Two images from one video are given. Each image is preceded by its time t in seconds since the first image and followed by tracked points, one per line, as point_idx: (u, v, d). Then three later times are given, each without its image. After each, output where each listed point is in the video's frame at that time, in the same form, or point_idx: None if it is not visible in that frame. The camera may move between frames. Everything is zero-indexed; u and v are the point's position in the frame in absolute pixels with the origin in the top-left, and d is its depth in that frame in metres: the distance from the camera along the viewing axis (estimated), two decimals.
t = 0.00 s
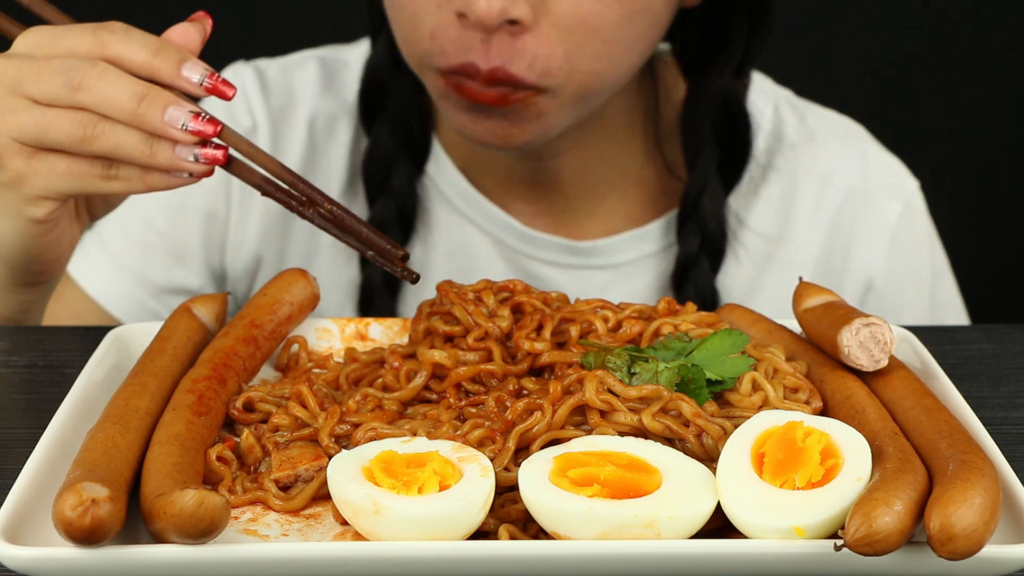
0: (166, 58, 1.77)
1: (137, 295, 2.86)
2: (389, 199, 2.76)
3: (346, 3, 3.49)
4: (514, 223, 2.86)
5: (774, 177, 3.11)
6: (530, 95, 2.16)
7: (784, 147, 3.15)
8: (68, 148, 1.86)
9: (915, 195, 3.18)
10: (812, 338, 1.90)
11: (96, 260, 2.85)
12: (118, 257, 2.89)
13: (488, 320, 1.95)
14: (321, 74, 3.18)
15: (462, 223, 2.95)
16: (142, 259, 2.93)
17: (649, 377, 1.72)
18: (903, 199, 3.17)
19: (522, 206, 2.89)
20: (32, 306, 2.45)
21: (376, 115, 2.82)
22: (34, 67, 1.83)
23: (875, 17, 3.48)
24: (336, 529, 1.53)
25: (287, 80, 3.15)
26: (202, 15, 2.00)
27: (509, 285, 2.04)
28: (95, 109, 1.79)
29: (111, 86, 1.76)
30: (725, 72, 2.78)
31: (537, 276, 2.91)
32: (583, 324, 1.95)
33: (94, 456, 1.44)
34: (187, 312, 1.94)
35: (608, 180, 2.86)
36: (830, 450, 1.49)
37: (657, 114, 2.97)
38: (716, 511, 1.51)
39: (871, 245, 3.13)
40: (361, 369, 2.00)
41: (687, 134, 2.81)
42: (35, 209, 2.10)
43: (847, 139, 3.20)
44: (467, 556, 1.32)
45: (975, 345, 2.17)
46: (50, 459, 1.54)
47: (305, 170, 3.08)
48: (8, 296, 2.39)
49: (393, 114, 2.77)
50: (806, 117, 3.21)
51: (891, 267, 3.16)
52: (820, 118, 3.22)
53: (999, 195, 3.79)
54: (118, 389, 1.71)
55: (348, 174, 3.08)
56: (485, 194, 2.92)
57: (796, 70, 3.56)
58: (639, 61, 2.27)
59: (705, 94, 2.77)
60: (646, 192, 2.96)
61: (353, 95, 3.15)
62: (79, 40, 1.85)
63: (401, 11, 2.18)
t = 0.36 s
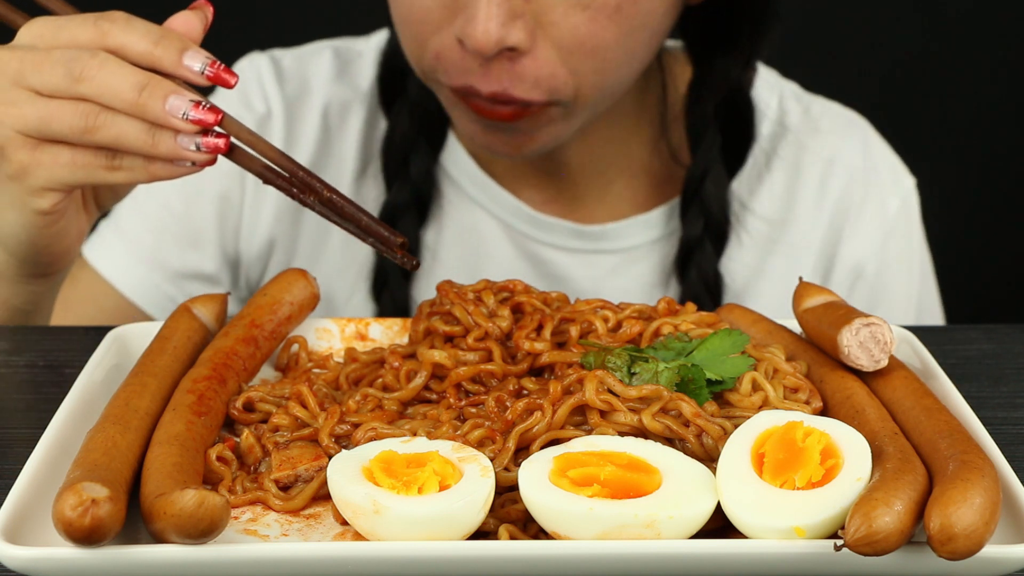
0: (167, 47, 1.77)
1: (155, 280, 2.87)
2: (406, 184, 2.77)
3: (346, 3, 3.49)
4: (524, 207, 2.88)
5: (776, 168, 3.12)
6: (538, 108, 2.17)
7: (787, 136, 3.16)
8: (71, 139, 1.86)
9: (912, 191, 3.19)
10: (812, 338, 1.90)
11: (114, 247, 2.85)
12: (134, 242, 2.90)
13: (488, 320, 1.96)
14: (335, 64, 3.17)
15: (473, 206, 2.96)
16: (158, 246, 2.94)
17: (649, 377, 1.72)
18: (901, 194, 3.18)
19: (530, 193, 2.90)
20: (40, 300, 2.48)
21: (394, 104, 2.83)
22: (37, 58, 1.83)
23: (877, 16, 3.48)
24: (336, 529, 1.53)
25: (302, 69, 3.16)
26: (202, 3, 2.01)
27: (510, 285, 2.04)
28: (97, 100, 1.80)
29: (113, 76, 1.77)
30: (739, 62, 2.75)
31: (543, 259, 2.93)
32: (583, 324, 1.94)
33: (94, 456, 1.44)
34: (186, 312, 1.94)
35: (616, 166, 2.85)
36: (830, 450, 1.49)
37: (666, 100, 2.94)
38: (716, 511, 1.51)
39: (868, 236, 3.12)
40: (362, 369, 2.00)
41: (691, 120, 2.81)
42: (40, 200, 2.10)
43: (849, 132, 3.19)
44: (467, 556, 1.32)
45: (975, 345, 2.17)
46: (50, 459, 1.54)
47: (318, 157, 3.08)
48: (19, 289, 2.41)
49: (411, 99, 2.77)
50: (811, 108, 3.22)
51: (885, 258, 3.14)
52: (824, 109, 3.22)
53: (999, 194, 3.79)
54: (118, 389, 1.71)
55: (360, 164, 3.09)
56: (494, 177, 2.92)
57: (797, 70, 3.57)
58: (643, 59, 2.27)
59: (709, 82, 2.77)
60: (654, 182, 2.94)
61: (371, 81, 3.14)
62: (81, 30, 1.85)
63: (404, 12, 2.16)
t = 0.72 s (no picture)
0: (184, 53, 1.81)
1: (143, 294, 2.94)
2: (394, 205, 2.77)
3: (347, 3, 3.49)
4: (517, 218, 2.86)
5: (772, 172, 3.12)
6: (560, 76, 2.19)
7: (782, 141, 3.16)
8: (85, 142, 1.90)
9: (908, 193, 3.20)
10: (812, 338, 1.90)
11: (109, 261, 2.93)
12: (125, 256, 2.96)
13: (488, 320, 1.96)
14: (325, 73, 3.18)
15: (464, 218, 2.93)
16: (150, 260, 2.99)
17: (649, 377, 1.72)
18: (897, 197, 3.18)
19: (525, 201, 2.89)
20: (49, 303, 2.49)
21: (377, 124, 2.82)
22: (54, 61, 1.88)
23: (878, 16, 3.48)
24: (336, 529, 1.53)
25: (291, 79, 3.16)
26: (220, 11, 2.01)
27: (509, 285, 2.04)
28: (112, 102, 1.83)
29: (130, 79, 1.81)
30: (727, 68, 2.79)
31: (538, 271, 2.91)
32: (583, 324, 1.94)
33: (94, 456, 1.44)
34: (186, 312, 1.94)
35: (611, 175, 2.86)
36: (830, 450, 1.49)
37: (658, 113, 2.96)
38: (716, 511, 1.51)
39: (865, 236, 3.12)
40: (362, 369, 2.00)
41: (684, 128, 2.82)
42: (51, 203, 2.13)
43: (847, 137, 3.21)
44: (468, 555, 1.32)
45: (975, 345, 2.17)
46: (50, 459, 1.54)
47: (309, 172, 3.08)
48: (26, 297, 2.42)
49: (395, 119, 2.79)
50: (805, 112, 3.22)
51: (881, 259, 3.14)
52: (819, 113, 3.23)
53: (999, 195, 3.80)
54: (118, 388, 1.71)
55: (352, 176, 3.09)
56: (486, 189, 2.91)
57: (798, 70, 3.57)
58: (642, 60, 2.27)
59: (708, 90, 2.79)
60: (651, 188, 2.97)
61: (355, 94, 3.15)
62: (98, 36, 1.89)
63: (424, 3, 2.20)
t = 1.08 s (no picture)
0: (193, 60, 1.82)
1: (142, 296, 2.94)
2: (392, 202, 2.78)
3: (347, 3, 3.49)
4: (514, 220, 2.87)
5: (769, 175, 3.12)
6: (563, 63, 2.18)
7: (780, 144, 3.16)
8: (93, 147, 1.93)
9: (905, 199, 3.21)
10: (812, 338, 1.90)
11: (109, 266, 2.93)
12: (127, 261, 2.96)
13: (488, 320, 1.96)
14: (323, 74, 3.18)
15: (461, 218, 2.94)
16: (150, 262, 3.00)
17: (649, 377, 1.73)
18: (894, 202, 3.19)
19: (523, 202, 2.89)
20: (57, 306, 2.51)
21: (375, 121, 2.83)
22: (65, 67, 1.92)
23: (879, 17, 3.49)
24: (336, 529, 1.53)
25: (288, 81, 3.16)
26: (230, 19, 2.01)
27: (509, 285, 2.04)
28: (121, 108, 1.86)
29: (138, 85, 1.83)
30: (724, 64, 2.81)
31: (534, 273, 2.91)
32: (583, 324, 1.94)
33: (94, 456, 1.44)
34: (187, 312, 1.94)
35: (609, 176, 2.86)
36: (830, 450, 1.49)
37: (656, 111, 2.97)
38: (716, 511, 1.51)
39: (862, 240, 3.13)
40: (362, 369, 2.00)
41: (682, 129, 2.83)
42: (58, 209, 2.15)
43: (844, 139, 3.21)
44: (468, 555, 1.32)
45: (975, 345, 2.17)
46: (50, 459, 1.54)
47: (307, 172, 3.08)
48: (31, 300, 2.44)
49: (394, 117, 2.80)
50: (804, 115, 3.22)
51: (877, 264, 3.15)
52: (818, 117, 3.23)
53: (999, 194, 3.80)
54: (118, 388, 1.71)
55: (350, 175, 3.09)
56: (483, 189, 2.91)
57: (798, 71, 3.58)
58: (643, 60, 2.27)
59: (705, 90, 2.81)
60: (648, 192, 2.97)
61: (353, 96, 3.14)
62: (110, 43, 1.93)
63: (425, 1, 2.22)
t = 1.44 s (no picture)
0: (189, 60, 1.83)
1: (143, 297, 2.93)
2: (392, 201, 2.78)
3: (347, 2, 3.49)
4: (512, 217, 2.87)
5: (768, 169, 3.12)
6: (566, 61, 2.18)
7: (777, 139, 3.16)
8: (89, 147, 1.93)
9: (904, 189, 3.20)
10: (812, 338, 1.89)
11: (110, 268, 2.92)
12: (128, 262, 2.96)
13: (488, 320, 1.96)
14: (321, 75, 3.18)
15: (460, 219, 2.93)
16: (150, 262, 2.99)
17: (649, 377, 1.73)
18: (892, 193, 3.19)
19: (522, 200, 2.89)
20: (53, 309, 2.51)
21: (375, 119, 2.82)
22: (62, 67, 1.92)
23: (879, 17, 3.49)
24: (336, 529, 1.53)
25: (287, 83, 3.16)
26: (227, 20, 2.01)
27: (509, 285, 2.04)
28: (116, 107, 1.86)
29: (134, 84, 1.83)
30: (722, 65, 2.82)
31: (532, 270, 2.90)
32: (583, 324, 1.94)
33: (94, 456, 1.44)
34: (186, 312, 1.94)
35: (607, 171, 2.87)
36: (830, 450, 1.49)
37: (655, 109, 3.00)
38: (716, 511, 1.51)
39: (861, 233, 3.13)
40: (362, 369, 2.00)
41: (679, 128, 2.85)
42: (56, 208, 2.16)
43: (841, 131, 3.21)
44: (468, 555, 1.32)
45: (975, 345, 2.17)
46: (50, 459, 1.54)
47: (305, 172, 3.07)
48: (31, 302, 2.44)
49: (393, 116, 2.80)
50: (799, 110, 3.22)
51: (877, 256, 3.14)
52: (813, 110, 3.23)
53: (999, 194, 3.80)
54: (118, 388, 1.71)
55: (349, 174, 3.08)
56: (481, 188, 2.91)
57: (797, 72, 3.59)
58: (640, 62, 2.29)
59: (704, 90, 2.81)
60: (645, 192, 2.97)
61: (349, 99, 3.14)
62: (107, 43, 1.93)
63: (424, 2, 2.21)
